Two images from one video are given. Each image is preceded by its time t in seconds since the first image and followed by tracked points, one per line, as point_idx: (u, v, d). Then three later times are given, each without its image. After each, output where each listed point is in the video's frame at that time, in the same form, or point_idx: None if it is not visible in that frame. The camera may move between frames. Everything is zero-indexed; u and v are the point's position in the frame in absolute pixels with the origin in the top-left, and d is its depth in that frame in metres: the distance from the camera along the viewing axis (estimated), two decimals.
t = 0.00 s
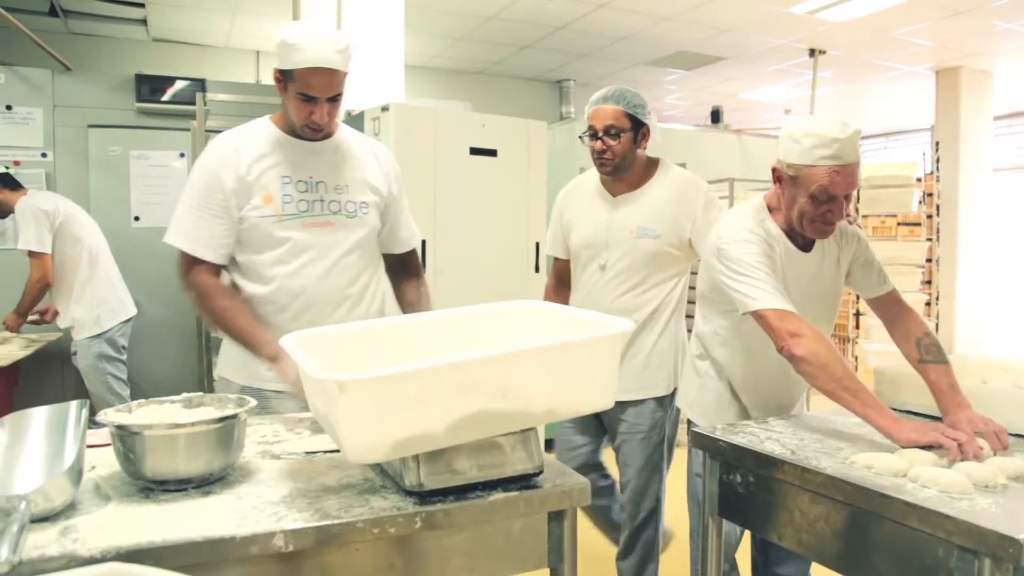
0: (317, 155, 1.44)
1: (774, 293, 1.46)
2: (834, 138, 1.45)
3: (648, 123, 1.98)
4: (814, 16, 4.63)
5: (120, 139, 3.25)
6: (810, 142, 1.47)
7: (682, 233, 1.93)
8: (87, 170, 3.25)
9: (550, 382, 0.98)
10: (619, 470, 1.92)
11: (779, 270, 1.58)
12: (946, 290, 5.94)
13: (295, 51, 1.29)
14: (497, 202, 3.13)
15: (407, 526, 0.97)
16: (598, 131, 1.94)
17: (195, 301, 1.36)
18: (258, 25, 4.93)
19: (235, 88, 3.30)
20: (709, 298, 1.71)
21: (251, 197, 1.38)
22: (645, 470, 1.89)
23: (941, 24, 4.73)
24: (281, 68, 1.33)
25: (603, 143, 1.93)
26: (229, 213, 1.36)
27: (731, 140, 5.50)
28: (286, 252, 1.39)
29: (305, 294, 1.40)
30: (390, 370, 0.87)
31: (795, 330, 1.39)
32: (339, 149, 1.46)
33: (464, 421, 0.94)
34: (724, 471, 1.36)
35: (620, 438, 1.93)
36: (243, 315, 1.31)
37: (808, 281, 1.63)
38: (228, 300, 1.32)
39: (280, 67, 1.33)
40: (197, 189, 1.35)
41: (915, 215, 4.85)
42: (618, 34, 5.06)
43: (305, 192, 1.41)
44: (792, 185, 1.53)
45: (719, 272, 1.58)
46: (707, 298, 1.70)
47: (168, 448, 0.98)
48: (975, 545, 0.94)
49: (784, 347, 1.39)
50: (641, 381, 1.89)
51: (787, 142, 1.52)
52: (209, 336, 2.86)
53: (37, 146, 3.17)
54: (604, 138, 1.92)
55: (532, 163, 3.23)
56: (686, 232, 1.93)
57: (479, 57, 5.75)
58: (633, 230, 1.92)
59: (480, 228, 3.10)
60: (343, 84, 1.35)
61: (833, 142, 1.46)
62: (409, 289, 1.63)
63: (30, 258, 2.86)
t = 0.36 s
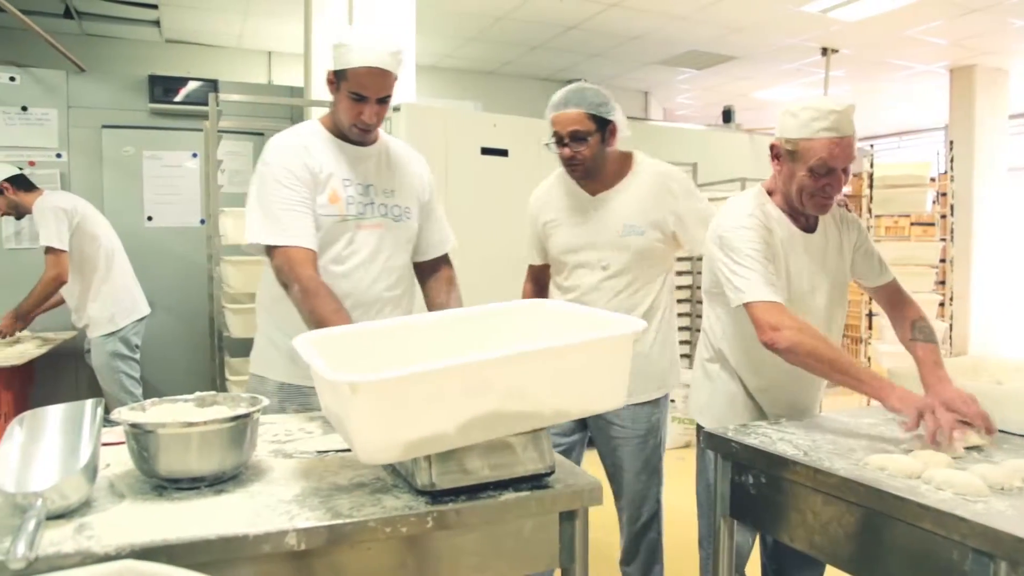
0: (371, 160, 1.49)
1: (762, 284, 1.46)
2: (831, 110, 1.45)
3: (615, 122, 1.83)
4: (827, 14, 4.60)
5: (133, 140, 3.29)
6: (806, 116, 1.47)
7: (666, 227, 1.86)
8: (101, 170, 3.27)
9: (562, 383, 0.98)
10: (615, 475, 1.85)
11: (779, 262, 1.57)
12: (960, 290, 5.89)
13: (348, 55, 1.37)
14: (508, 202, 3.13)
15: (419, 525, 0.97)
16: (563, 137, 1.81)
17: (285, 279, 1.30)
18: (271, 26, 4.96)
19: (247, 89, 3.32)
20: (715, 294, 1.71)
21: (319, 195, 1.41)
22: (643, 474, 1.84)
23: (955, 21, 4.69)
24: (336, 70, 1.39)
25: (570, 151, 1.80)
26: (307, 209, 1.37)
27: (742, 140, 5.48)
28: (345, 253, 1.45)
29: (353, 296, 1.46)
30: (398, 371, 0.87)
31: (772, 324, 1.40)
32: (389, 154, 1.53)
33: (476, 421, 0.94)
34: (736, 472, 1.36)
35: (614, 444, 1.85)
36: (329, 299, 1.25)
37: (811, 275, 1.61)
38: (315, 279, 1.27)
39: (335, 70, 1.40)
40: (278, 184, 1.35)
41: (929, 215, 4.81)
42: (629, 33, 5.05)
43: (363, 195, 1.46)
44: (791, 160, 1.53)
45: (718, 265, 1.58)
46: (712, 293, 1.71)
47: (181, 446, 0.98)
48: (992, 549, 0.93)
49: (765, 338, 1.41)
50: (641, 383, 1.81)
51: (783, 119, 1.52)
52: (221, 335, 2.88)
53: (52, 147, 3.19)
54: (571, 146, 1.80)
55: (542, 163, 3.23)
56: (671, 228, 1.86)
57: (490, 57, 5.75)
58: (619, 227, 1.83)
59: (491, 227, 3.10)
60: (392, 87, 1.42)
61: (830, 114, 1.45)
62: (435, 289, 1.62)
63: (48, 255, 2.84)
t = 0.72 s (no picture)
0: (404, 163, 1.51)
1: (788, 286, 1.45)
2: (852, 124, 1.43)
3: (558, 115, 1.76)
4: (841, 13, 4.57)
5: (148, 140, 3.30)
6: (828, 128, 1.45)
7: (620, 210, 1.79)
8: (116, 171, 3.30)
9: (575, 384, 0.98)
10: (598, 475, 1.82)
11: (796, 264, 1.56)
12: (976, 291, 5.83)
13: (388, 59, 1.36)
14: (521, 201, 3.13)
15: (431, 525, 0.97)
16: (510, 135, 1.73)
17: (307, 275, 1.31)
18: (285, 27, 4.98)
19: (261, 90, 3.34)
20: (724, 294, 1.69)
21: (350, 194, 1.41)
22: (626, 472, 1.81)
23: (972, 19, 4.64)
24: (375, 74, 1.39)
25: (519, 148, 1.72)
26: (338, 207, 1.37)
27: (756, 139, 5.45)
28: (374, 255, 1.45)
29: (378, 296, 1.46)
30: (415, 372, 0.87)
31: (807, 326, 1.39)
32: (418, 156, 1.55)
33: (488, 422, 0.94)
34: (749, 473, 1.35)
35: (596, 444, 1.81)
36: (348, 299, 1.26)
37: (820, 276, 1.60)
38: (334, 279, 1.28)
39: (374, 73, 1.40)
40: (311, 181, 1.35)
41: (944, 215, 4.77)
42: (641, 33, 5.04)
43: (393, 197, 1.47)
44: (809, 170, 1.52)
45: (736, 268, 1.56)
46: (721, 293, 1.70)
47: (195, 444, 0.99)
48: (1009, 552, 0.92)
49: (795, 342, 1.40)
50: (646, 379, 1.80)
51: (807, 127, 1.51)
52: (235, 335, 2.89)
53: (69, 148, 3.23)
54: (519, 143, 1.71)
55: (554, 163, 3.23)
56: (628, 214, 1.79)
57: (502, 58, 5.76)
58: (569, 217, 1.76)
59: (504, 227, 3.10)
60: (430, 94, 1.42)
61: (851, 129, 1.43)
62: (450, 295, 1.66)
63: (58, 257, 2.90)
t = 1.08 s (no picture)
0: (416, 163, 1.51)
1: (791, 285, 1.44)
2: (861, 123, 1.42)
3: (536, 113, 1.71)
4: (855, 12, 4.54)
5: (162, 140, 3.32)
6: (835, 127, 1.45)
7: (597, 208, 1.75)
8: (131, 171, 3.32)
9: (588, 384, 0.97)
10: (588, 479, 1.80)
11: (811, 265, 1.55)
12: (992, 291, 5.78)
13: (401, 60, 1.36)
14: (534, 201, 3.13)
15: (444, 524, 0.97)
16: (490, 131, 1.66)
17: (308, 272, 1.32)
18: (298, 28, 5.00)
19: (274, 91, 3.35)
20: (744, 294, 1.69)
21: (359, 192, 1.41)
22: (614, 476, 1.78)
23: (988, 18, 4.60)
24: (387, 74, 1.40)
25: (500, 144, 1.66)
26: (347, 206, 1.38)
27: (769, 139, 5.43)
28: (382, 255, 1.45)
29: (387, 295, 1.46)
30: (425, 372, 0.87)
31: (799, 323, 1.39)
32: (429, 156, 1.56)
33: (501, 422, 0.94)
34: (762, 474, 1.34)
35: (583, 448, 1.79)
36: (352, 292, 1.27)
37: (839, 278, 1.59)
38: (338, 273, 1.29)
39: (387, 74, 1.40)
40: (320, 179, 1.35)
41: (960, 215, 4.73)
42: (654, 32, 5.03)
43: (402, 195, 1.46)
44: (820, 168, 1.52)
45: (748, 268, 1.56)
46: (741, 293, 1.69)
47: (209, 443, 0.99)
48: None
49: (788, 339, 1.40)
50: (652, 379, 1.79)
51: (817, 124, 1.50)
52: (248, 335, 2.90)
53: (84, 149, 3.25)
54: (500, 138, 1.66)
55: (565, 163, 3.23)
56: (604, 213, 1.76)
57: (514, 57, 5.76)
58: (546, 219, 1.73)
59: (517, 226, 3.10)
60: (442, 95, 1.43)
61: (861, 127, 1.42)
62: (457, 296, 1.67)
63: (69, 253, 2.89)
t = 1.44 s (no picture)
0: (418, 161, 1.52)
1: (822, 283, 1.45)
2: (868, 107, 1.48)
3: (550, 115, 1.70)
4: (868, 11, 4.51)
5: (176, 141, 3.35)
6: (859, 112, 1.50)
7: (596, 221, 1.70)
8: (145, 172, 3.35)
9: (601, 384, 0.97)
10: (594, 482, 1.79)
11: (844, 264, 1.55)
12: (1008, 292, 5.73)
13: (406, 55, 1.38)
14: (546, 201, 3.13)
15: (456, 524, 0.97)
16: (505, 136, 1.65)
17: (267, 266, 1.37)
18: (312, 28, 5.02)
19: (287, 91, 3.36)
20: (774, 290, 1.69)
21: (352, 192, 1.43)
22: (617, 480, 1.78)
23: (1004, 16, 4.57)
24: (392, 72, 1.41)
25: (513, 149, 1.66)
26: (332, 205, 1.40)
27: (782, 139, 5.42)
28: (376, 253, 1.45)
29: (391, 295, 1.46)
30: (443, 369, 0.87)
31: (834, 324, 1.41)
32: (435, 155, 1.57)
33: (514, 423, 0.94)
34: (775, 475, 1.33)
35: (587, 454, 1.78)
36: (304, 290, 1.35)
37: (874, 278, 1.58)
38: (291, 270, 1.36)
39: (391, 71, 1.41)
40: (306, 178, 1.37)
41: (975, 215, 4.70)
42: (666, 32, 5.02)
43: (399, 192, 1.47)
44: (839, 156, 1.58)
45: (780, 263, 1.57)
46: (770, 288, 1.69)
47: (223, 442, 1.00)
48: None
49: (823, 340, 1.42)
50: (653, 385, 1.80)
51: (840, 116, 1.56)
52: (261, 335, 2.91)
53: (99, 150, 3.28)
54: (514, 144, 1.65)
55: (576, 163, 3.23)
56: (601, 228, 1.70)
57: (526, 58, 5.76)
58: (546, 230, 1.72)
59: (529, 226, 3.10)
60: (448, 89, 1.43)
61: (889, 112, 1.46)
62: (465, 296, 1.66)
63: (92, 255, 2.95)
